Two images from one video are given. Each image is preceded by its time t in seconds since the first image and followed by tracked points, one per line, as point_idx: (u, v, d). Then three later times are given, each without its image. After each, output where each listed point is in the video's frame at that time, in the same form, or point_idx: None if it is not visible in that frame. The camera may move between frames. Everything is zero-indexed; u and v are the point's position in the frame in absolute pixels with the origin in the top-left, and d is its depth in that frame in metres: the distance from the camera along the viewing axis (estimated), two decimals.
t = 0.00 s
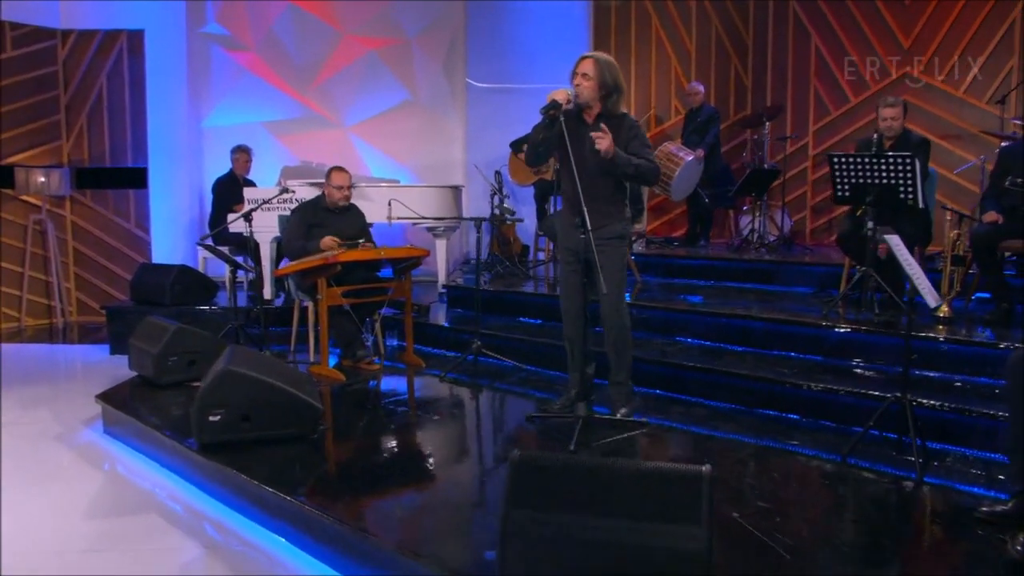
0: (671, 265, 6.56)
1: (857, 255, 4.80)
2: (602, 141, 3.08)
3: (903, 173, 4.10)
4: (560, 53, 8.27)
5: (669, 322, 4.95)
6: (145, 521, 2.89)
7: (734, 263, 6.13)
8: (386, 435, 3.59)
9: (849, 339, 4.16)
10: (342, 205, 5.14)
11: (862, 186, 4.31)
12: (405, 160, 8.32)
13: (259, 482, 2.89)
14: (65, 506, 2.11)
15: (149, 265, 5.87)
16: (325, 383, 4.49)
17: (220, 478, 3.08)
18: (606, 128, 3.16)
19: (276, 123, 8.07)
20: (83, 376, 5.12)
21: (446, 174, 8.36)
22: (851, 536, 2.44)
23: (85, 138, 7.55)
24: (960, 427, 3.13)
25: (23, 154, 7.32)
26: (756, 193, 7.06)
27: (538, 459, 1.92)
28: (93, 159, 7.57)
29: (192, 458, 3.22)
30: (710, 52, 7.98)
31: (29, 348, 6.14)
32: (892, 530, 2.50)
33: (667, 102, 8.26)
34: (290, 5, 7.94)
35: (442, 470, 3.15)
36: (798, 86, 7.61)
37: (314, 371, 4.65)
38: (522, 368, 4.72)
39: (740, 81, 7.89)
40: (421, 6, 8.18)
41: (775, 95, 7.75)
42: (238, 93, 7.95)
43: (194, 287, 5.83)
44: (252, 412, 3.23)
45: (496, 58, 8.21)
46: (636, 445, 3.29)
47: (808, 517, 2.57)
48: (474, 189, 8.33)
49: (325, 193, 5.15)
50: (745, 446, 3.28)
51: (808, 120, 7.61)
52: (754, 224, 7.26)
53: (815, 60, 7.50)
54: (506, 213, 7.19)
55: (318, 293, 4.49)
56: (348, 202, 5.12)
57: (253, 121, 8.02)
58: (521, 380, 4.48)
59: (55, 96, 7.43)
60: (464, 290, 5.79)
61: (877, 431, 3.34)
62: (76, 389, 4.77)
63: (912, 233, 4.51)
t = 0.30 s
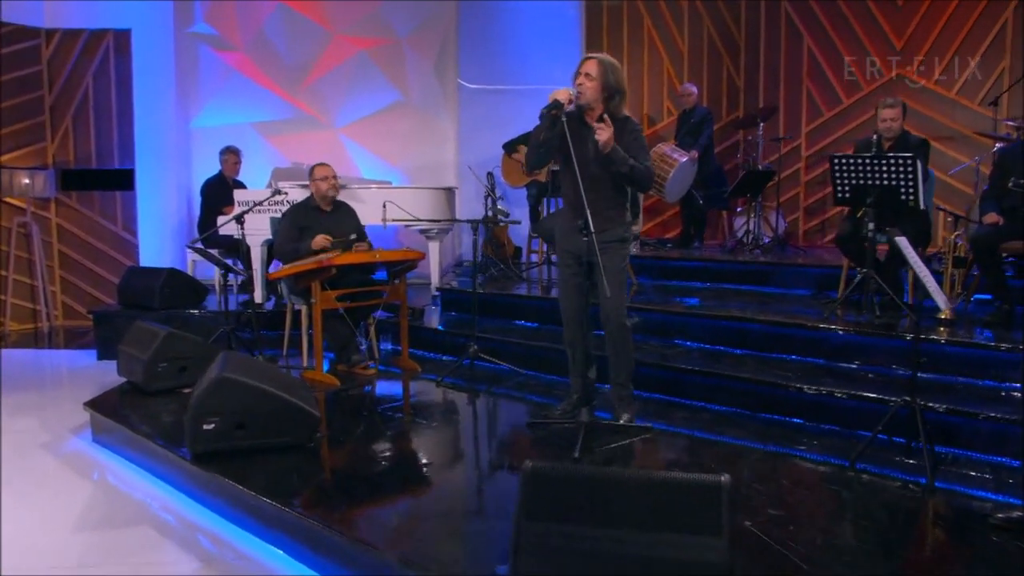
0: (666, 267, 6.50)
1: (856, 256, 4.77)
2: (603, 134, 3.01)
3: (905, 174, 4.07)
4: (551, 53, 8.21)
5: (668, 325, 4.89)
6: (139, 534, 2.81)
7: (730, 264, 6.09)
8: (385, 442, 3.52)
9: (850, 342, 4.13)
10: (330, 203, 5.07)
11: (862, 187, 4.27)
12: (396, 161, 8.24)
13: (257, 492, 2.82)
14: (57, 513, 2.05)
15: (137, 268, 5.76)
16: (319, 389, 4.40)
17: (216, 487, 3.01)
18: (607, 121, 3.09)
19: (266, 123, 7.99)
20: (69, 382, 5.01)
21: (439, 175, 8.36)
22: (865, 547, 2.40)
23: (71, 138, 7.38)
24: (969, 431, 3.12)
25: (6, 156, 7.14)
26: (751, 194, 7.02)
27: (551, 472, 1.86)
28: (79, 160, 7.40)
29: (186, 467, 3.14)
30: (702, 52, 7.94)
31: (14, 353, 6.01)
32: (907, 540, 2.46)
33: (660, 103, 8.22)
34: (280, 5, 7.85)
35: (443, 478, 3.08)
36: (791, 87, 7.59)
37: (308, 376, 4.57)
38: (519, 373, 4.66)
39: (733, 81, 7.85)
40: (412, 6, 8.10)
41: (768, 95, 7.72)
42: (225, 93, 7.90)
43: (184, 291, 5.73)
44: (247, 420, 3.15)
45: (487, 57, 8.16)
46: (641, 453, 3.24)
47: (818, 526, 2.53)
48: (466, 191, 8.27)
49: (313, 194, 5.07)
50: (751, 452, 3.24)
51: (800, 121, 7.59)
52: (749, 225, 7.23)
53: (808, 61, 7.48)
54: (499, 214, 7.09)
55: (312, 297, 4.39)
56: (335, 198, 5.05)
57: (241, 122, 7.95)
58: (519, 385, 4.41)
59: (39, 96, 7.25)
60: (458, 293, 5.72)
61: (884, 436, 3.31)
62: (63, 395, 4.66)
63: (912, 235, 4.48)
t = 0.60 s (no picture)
0: (668, 267, 6.45)
1: (862, 258, 4.73)
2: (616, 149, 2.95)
3: (914, 175, 4.02)
4: (550, 53, 8.15)
5: (673, 327, 4.83)
6: (137, 547, 2.74)
7: (733, 265, 6.03)
8: (388, 447, 3.45)
9: (858, 345, 4.08)
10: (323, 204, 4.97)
11: (870, 188, 4.22)
12: (395, 162, 8.18)
13: (259, 502, 2.75)
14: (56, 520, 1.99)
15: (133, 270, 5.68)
16: (321, 393, 4.33)
17: (218, 497, 2.93)
18: (620, 132, 3.03)
19: (264, 124, 7.91)
20: (64, 386, 4.93)
21: (438, 176, 8.30)
22: (885, 558, 2.34)
23: (65, 139, 7.28)
24: (984, 436, 3.07)
25: None
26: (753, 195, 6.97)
27: (571, 479, 1.79)
28: (73, 161, 7.32)
29: (186, 475, 3.07)
30: (703, 53, 7.88)
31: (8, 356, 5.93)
32: (929, 550, 2.40)
33: (660, 103, 8.16)
34: (278, 4, 7.78)
35: (449, 484, 3.01)
36: (792, 87, 7.54)
37: (309, 380, 4.50)
38: (523, 376, 4.59)
39: (733, 81, 7.80)
40: (412, 6, 8.04)
41: (769, 95, 7.66)
42: (223, 92, 7.78)
43: (180, 293, 5.65)
44: (248, 427, 3.08)
45: (486, 58, 8.11)
46: (651, 459, 3.18)
47: (837, 538, 2.47)
48: (466, 191, 8.21)
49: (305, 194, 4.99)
50: (762, 457, 3.19)
51: (801, 121, 7.54)
52: (751, 226, 7.18)
53: (808, 61, 7.43)
54: (500, 215, 6.97)
55: (313, 300, 4.33)
56: (327, 198, 4.96)
57: (237, 122, 7.85)
58: (523, 389, 4.34)
59: (32, 96, 7.18)
60: (460, 295, 5.65)
61: (898, 440, 3.25)
62: (58, 400, 4.58)
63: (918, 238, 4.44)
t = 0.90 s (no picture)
0: (667, 268, 6.39)
1: (865, 258, 4.67)
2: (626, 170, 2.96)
3: (920, 175, 3.97)
4: (546, 53, 8.09)
5: (675, 329, 4.77)
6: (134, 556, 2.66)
7: (734, 266, 5.98)
8: (389, 451, 3.38)
9: (864, 347, 4.03)
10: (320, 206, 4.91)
11: (875, 188, 4.16)
12: (392, 162, 8.11)
13: (259, 510, 2.67)
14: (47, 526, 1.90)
15: (126, 270, 5.60)
16: (320, 396, 4.26)
17: (216, 504, 2.86)
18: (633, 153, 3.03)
19: (258, 123, 7.82)
20: (56, 389, 4.85)
21: (434, 176, 8.24)
22: (903, 567, 2.29)
23: (57, 138, 7.23)
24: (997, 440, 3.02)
25: None
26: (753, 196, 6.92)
27: (587, 489, 1.73)
28: (64, 160, 7.26)
29: (183, 481, 2.99)
30: (700, 53, 7.83)
31: None
32: (947, 559, 2.35)
33: (658, 104, 8.11)
34: (273, 3, 7.69)
35: (453, 490, 2.95)
36: (790, 87, 7.50)
37: (306, 383, 4.43)
38: (524, 378, 4.54)
39: (731, 82, 7.76)
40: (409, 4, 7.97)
41: (766, 95, 7.62)
42: (217, 92, 7.71)
43: (174, 294, 5.57)
44: (247, 433, 3.01)
45: (482, 57, 8.05)
46: (659, 464, 3.12)
47: (852, 546, 2.42)
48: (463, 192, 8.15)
49: (301, 195, 4.92)
50: (771, 462, 3.13)
51: (799, 122, 7.50)
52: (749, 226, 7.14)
53: (806, 62, 7.40)
54: (496, 214, 6.67)
55: (311, 301, 4.26)
56: (324, 200, 4.90)
57: (232, 121, 7.76)
58: (525, 392, 4.27)
59: (24, 95, 7.13)
60: (459, 296, 5.59)
61: (910, 445, 3.20)
62: (51, 403, 4.51)
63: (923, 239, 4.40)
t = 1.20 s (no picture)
0: (661, 270, 6.33)
1: (864, 261, 4.64)
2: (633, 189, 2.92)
3: (920, 177, 3.94)
4: (540, 56, 8.06)
5: (673, 333, 4.73)
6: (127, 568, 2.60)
7: (732, 269, 5.94)
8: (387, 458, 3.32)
9: (866, 350, 4.00)
10: (316, 210, 4.85)
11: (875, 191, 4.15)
12: (385, 164, 8.05)
13: (256, 520, 2.61)
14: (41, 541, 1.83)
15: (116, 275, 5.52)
16: (315, 402, 4.20)
17: (212, 514, 2.79)
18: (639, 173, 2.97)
19: (249, 125, 7.75)
20: (45, 396, 4.77)
21: (427, 178, 8.17)
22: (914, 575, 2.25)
23: (45, 140, 7.14)
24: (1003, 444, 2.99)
25: None
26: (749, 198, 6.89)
27: (600, 501, 1.68)
28: (53, 163, 7.16)
29: (178, 490, 2.93)
30: (695, 55, 7.80)
31: None
32: (957, 566, 2.32)
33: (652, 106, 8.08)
34: (264, 4, 7.62)
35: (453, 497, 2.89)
36: (784, 89, 7.48)
37: (301, 389, 4.36)
38: (523, 383, 4.48)
39: (724, 84, 7.73)
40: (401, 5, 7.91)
41: (760, 97, 7.60)
42: (208, 94, 7.61)
43: (165, 299, 5.49)
44: (244, 441, 2.95)
45: (476, 59, 8.01)
46: (663, 470, 3.07)
47: (861, 554, 2.38)
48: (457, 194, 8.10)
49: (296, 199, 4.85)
50: (776, 467, 3.09)
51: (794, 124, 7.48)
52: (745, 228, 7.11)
53: (800, 64, 7.38)
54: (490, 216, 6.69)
55: (306, 306, 4.20)
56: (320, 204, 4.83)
57: (224, 124, 7.68)
58: (523, 397, 4.22)
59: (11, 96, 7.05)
60: (455, 299, 5.53)
61: (917, 450, 3.17)
62: (41, 411, 4.43)
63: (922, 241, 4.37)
